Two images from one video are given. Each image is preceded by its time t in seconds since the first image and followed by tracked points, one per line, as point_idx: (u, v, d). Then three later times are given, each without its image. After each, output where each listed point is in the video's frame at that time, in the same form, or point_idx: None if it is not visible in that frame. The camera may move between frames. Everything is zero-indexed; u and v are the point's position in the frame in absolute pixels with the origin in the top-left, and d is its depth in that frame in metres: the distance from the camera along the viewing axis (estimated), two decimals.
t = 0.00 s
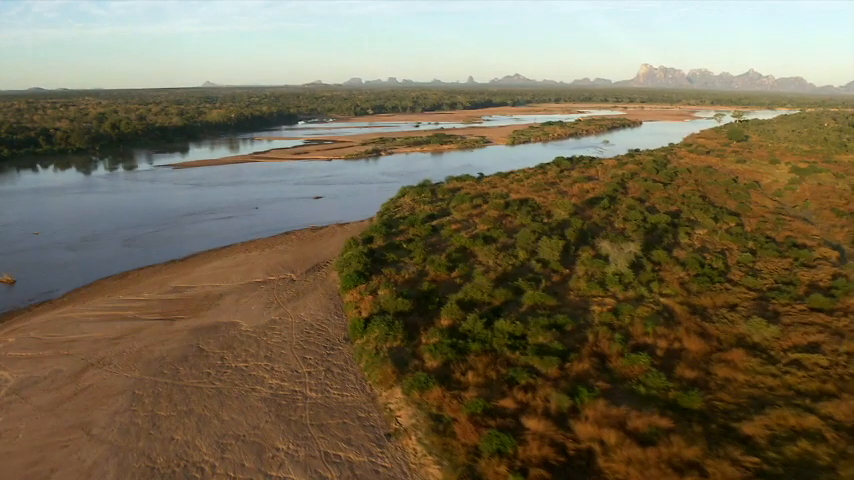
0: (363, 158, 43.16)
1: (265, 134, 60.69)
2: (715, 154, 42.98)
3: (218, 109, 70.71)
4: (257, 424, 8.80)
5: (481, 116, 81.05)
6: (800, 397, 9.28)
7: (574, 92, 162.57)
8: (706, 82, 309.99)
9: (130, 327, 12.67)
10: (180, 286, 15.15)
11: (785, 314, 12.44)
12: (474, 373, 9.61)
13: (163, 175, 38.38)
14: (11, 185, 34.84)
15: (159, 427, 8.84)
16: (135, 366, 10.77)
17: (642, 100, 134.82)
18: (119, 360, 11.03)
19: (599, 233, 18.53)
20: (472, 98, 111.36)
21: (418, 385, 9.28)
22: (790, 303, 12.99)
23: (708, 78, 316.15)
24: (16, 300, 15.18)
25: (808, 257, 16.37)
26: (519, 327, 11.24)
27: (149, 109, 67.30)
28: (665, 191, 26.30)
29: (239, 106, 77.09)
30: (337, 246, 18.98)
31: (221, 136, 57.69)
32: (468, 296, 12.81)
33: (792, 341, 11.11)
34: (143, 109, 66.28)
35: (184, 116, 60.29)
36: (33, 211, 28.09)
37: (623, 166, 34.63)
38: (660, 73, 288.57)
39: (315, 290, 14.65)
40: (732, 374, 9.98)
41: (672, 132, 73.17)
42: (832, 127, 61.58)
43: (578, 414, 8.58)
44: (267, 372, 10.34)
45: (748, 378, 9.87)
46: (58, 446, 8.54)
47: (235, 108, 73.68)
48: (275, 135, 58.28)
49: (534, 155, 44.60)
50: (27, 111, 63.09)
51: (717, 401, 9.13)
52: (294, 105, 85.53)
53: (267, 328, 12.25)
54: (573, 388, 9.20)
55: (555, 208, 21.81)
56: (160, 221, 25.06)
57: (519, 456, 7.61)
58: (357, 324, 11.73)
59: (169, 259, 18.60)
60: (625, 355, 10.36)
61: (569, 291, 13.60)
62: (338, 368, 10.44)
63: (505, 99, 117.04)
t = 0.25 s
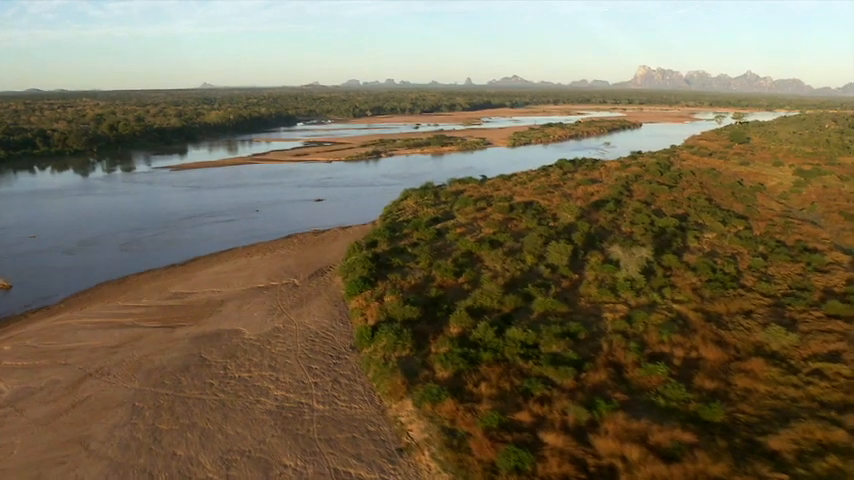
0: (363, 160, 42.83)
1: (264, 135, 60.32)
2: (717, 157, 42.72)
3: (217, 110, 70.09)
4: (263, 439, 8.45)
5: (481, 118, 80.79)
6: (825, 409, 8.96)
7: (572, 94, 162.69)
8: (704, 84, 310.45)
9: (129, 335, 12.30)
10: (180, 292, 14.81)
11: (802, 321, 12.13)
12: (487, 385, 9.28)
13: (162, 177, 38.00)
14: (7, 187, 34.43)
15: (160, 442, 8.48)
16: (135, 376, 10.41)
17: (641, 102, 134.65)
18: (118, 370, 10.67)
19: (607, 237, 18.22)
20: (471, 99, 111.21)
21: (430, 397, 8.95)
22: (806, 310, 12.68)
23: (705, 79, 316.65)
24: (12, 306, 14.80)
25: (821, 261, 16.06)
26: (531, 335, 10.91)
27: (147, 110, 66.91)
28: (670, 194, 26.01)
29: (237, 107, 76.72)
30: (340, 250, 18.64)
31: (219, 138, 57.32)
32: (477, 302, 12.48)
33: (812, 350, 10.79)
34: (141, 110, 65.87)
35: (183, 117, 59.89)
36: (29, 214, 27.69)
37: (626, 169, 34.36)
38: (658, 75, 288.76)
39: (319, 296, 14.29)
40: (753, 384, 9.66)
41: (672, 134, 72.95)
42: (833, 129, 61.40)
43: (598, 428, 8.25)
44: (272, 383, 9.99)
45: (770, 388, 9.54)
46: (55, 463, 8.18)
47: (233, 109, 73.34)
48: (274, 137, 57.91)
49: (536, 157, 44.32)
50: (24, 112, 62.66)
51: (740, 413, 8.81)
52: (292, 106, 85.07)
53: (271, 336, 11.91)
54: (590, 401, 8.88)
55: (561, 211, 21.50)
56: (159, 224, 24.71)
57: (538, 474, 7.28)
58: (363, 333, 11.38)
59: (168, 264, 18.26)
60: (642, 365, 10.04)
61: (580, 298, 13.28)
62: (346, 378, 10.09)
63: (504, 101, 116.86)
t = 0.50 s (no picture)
0: (363, 161, 42.51)
1: (263, 136, 59.92)
2: (719, 159, 42.49)
3: (215, 111, 69.70)
4: (269, 455, 8.12)
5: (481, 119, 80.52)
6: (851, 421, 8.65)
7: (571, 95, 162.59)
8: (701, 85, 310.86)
9: (128, 342, 11.94)
10: (181, 298, 14.44)
11: (820, 328, 11.83)
12: (501, 396, 8.96)
13: (160, 179, 37.61)
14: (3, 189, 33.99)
15: (162, 458, 8.13)
16: (135, 386, 10.05)
17: (640, 103, 134.50)
18: (117, 379, 10.31)
19: (615, 241, 17.91)
20: (470, 100, 111.01)
21: (443, 409, 8.62)
22: (824, 316, 12.38)
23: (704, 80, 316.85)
24: (8, 312, 14.43)
25: (834, 266, 15.78)
26: (544, 344, 10.59)
27: (145, 111, 66.50)
28: (676, 197, 25.73)
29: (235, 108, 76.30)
30: (343, 254, 18.29)
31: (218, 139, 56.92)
32: (486, 309, 12.16)
33: (833, 358, 10.49)
34: (138, 111, 65.42)
35: (181, 118, 59.44)
36: (26, 216, 27.28)
37: (629, 171, 34.09)
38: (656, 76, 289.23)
39: (323, 302, 13.94)
40: (775, 395, 9.35)
41: (672, 136, 72.77)
42: (833, 131, 61.30)
43: (618, 442, 7.93)
44: (277, 393, 9.64)
45: (792, 399, 9.24)
46: None
47: (231, 110, 72.91)
48: (273, 138, 57.55)
49: (537, 158, 44.01)
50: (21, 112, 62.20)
51: (764, 426, 8.49)
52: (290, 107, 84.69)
53: (274, 344, 11.56)
54: (609, 413, 8.56)
55: (566, 214, 21.17)
56: (158, 227, 24.33)
57: None
58: (370, 341, 11.05)
59: (168, 268, 17.90)
60: (659, 375, 9.73)
61: (591, 304, 12.96)
62: (353, 389, 9.75)
63: (503, 102, 116.66)
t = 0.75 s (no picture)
0: (363, 163, 42.17)
1: (261, 137, 59.52)
2: (721, 161, 42.27)
3: (213, 111, 69.29)
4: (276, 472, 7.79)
5: (480, 120, 80.24)
6: None
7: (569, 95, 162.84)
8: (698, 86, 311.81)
9: (127, 350, 11.57)
10: (180, 303, 14.08)
11: (838, 335, 11.53)
12: (515, 408, 8.64)
13: (158, 180, 37.21)
14: None
15: (163, 475, 7.79)
16: (134, 397, 9.69)
17: (638, 104, 134.41)
18: (116, 390, 9.96)
19: (622, 245, 17.63)
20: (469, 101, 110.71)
21: (456, 422, 8.30)
22: (841, 323, 12.08)
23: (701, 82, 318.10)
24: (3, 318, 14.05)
25: (847, 270, 15.50)
26: (558, 352, 10.28)
27: (142, 111, 65.99)
28: (681, 199, 25.47)
29: (233, 109, 75.84)
30: (346, 258, 17.96)
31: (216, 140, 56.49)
32: (496, 316, 11.83)
33: None
34: (135, 111, 64.93)
35: (178, 119, 59.05)
36: (22, 218, 26.87)
37: (632, 173, 33.86)
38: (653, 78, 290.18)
39: (327, 308, 13.60)
40: (798, 406, 9.04)
41: (672, 137, 72.60)
42: (833, 133, 61.18)
43: (640, 457, 7.62)
44: (282, 405, 9.29)
45: (816, 411, 8.93)
46: None
47: (229, 111, 72.48)
48: (272, 139, 57.14)
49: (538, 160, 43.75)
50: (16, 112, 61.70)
51: (789, 440, 8.18)
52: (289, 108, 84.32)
53: (278, 352, 11.21)
54: (628, 426, 8.25)
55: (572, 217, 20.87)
56: (156, 229, 23.97)
57: None
58: (377, 349, 10.71)
59: (167, 272, 17.54)
60: (677, 385, 9.42)
61: (602, 310, 12.66)
62: (361, 400, 9.42)
63: (501, 103, 116.43)
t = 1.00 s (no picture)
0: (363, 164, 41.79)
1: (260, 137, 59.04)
2: (722, 162, 42.05)
3: (211, 111, 68.77)
4: None
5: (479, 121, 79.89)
6: None
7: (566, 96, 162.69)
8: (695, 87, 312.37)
9: (125, 359, 11.15)
10: (180, 310, 13.65)
11: None
12: (533, 422, 8.29)
13: (156, 181, 36.73)
14: None
15: None
16: (133, 410, 9.26)
17: (636, 105, 134.41)
18: (114, 402, 9.53)
19: (631, 249, 17.30)
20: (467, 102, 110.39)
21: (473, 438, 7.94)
22: None
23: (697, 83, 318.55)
24: None
25: None
26: (574, 362, 9.94)
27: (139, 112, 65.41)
28: (686, 202, 25.17)
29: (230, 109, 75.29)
30: (349, 262, 17.57)
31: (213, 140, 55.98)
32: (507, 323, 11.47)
33: None
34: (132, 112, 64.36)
35: (175, 119, 58.52)
36: (16, 220, 26.35)
37: (635, 175, 33.58)
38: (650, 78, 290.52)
39: (331, 315, 13.21)
40: (826, 418, 8.70)
41: (671, 138, 72.46)
42: (833, 134, 61.10)
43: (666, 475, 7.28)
44: (288, 419, 8.89)
45: (844, 423, 8.59)
46: None
47: (226, 111, 72.02)
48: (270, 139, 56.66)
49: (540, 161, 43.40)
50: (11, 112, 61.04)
51: (819, 455, 7.84)
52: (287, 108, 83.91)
53: (283, 361, 10.80)
54: (652, 441, 7.90)
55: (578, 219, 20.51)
56: (154, 232, 23.52)
57: None
58: (386, 359, 10.33)
59: (166, 276, 17.11)
60: (700, 397, 9.08)
61: (616, 317, 12.32)
62: (370, 413, 9.03)
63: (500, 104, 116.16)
